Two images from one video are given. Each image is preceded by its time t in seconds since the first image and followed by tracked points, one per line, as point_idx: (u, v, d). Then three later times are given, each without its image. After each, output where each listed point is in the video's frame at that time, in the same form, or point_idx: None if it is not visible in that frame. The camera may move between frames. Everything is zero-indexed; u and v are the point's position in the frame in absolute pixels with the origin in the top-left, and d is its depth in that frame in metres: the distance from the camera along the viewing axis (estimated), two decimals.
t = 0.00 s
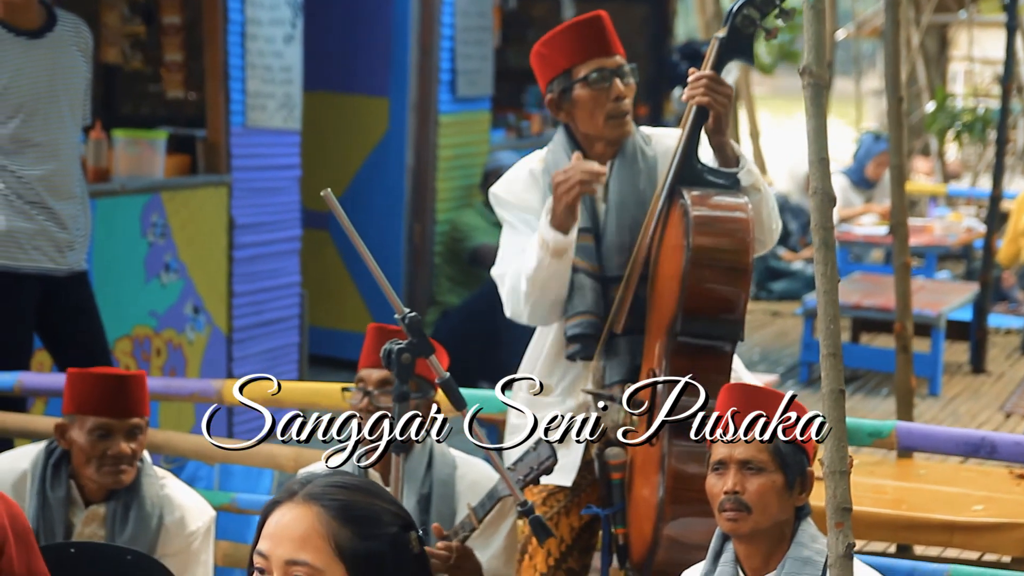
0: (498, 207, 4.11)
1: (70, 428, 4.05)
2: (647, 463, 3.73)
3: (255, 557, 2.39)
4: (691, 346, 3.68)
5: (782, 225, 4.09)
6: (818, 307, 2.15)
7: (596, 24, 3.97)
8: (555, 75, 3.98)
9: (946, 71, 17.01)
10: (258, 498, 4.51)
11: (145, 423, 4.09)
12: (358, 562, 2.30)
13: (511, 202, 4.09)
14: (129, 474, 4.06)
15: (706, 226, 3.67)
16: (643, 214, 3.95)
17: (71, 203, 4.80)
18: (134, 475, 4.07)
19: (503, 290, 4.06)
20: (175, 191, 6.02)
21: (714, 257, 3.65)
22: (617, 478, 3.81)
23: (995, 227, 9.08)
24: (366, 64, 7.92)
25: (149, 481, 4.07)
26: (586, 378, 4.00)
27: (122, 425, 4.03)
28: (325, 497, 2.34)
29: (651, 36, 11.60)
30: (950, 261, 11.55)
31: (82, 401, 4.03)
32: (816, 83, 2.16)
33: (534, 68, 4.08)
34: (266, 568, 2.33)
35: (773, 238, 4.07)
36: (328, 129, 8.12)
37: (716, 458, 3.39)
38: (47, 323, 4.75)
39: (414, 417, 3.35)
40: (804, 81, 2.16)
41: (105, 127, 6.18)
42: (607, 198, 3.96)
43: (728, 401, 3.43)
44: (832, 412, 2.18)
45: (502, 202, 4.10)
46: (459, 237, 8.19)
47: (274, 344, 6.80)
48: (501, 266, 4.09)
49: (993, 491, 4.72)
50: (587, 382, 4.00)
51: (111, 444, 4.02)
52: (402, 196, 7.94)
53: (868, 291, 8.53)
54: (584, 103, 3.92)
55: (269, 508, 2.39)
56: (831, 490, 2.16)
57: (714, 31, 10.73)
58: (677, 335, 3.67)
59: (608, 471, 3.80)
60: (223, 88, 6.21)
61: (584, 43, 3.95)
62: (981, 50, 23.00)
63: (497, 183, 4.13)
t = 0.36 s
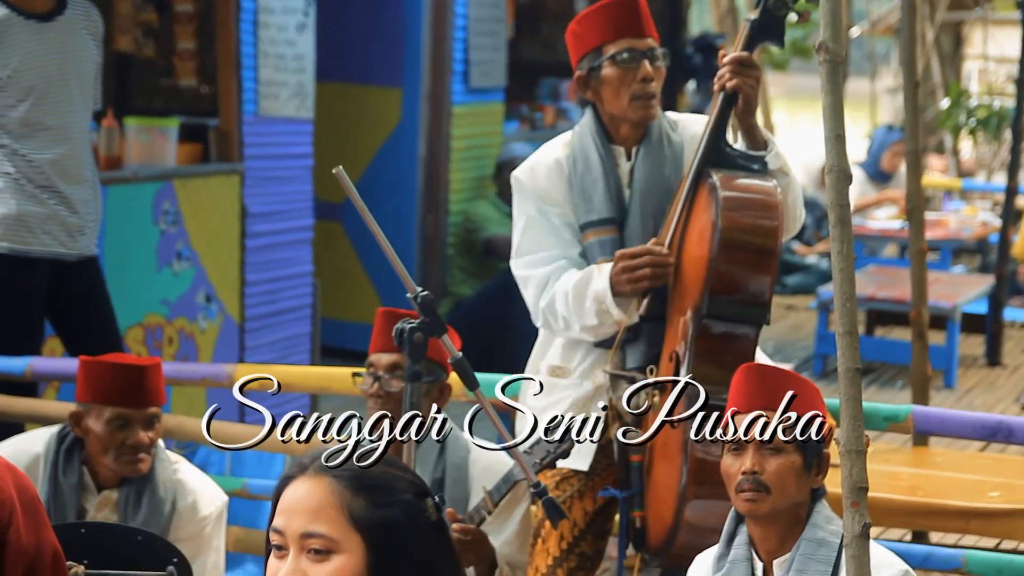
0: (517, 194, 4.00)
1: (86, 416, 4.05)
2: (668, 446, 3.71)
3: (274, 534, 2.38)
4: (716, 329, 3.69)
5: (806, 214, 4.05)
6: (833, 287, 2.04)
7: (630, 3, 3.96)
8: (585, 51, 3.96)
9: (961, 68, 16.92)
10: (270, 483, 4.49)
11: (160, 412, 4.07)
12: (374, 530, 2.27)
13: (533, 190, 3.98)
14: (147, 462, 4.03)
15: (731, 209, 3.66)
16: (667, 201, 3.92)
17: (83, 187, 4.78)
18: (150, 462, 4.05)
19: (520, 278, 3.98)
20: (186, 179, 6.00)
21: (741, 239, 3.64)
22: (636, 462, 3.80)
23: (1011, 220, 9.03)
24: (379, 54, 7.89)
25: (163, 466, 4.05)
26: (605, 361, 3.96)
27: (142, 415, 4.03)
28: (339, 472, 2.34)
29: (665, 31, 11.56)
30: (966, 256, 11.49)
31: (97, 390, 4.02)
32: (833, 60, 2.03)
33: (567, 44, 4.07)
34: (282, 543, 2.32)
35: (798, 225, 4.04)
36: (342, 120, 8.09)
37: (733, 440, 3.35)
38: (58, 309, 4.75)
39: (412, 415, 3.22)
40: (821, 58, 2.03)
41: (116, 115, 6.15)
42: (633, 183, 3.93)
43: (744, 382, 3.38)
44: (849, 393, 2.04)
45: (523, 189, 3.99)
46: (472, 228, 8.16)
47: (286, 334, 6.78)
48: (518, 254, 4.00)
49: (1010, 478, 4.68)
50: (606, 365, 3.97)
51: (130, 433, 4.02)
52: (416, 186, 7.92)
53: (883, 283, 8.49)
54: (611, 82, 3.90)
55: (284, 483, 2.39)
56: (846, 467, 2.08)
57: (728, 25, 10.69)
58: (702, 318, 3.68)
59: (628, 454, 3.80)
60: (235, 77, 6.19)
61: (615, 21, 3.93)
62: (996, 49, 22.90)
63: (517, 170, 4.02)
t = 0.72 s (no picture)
0: (532, 171, 3.95)
1: (99, 399, 4.00)
2: (686, 427, 3.72)
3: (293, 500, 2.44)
4: (736, 311, 3.66)
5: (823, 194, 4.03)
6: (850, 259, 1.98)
7: None
8: (598, 29, 3.91)
9: (976, 63, 16.86)
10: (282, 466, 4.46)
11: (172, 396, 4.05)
12: (392, 493, 2.31)
13: (547, 167, 3.94)
14: (161, 447, 3.99)
15: (754, 186, 3.63)
16: (683, 177, 3.91)
17: (94, 167, 4.76)
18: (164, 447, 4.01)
19: (533, 255, 3.93)
20: (198, 164, 5.98)
21: (765, 214, 3.61)
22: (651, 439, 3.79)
23: None
24: (391, 43, 7.86)
25: (175, 446, 4.03)
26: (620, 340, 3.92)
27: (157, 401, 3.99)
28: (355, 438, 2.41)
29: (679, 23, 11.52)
30: (981, 248, 11.44)
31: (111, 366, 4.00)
32: (849, 31, 1.94)
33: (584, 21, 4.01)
34: (299, 509, 2.36)
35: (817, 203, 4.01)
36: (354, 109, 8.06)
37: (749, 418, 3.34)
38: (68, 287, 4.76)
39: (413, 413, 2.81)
40: (837, 29, 1.94)
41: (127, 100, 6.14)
42: (649, 159, 3.92)
43: (759, 355, 3.38)
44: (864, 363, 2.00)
45: (537, 166, 3.94)
46: (485, 216, 8.14)
47: (298, 320, 6.76)
48: (532, 231, 3.95)
49: None
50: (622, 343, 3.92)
51: (145, 419, 3.97)
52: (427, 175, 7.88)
53: (898, 272, 8.45)
54: (622, 60, 3.86)
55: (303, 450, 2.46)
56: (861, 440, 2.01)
57: (742, 16, 10.65)
58: (722, 295, 3.64)
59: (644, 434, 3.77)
60: (247, 62, 6.17)
61: None
62: (1010, 45, 22.82)
63: (530, 147, 3.97)
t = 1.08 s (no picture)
0: (532, 150, 3.93)
1: (107, 377, 3.98)
2: (695, 406, 3.70)
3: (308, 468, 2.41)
4: (744, 292, 3.65)
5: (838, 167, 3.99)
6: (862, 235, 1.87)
7: None
8: (595, 6, 3.87)
9: (989, 59, 16.80)
10: (292, 450, 4.44)
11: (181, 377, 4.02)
12: (427, 478, 2.35)
13: (549, 144, 3.92)
14: (169, 425, 3.97)
15: (762, 166, 3.60)
16: (687, 152, 3.88)
17: (103, 152, 4.75)
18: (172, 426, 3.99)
19: (533, 233, 3.93)
20: (208, 153, 5.97)
21: (772, 193, 3.59)
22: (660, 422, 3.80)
23: None
24: (402, 34, 7.83)
25: (184, 429, 4.00)
26: (626, 318, 3.94)
27: (166, 378, 3.96)
28: (386, 415, 2.39)
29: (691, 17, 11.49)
30: (995, 242, 11.40)
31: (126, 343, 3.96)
32: None
33: None
34: (325, 482, 2.32)
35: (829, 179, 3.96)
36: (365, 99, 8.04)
37: (761, 396, 3.32)
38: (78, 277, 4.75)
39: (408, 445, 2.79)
40: None
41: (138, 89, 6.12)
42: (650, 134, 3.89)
43: (771, 333, 3.34)
44: (878, 340, 1.89)
45: (537, 144, 3.91)
46: (496, 207, 8.13)
47: (308, 310, 6.75)
48: (533, 210, 3.93)
49: None
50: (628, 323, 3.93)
51: (153, 398, 3.95)
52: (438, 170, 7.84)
53: (911, 264, 8.42)
54: (619, 37, 3.83)
55: (325, 421, 2.42)
56: (874, 419, 1.91)
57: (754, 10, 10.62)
58: (731, 276, 3.63)
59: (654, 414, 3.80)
60: (258, 50, 6.16)
61: None
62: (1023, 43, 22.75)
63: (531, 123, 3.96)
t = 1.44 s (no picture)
0: (539, 141, 3.90)
1: (115, 353, 3.94)
2: (703, 385, 3.67)
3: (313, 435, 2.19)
4: (751, 269, 3.62)
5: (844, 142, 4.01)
6: (873, 208, 1.82)
7: None
8: None
9: (1001, 54, 16.74)
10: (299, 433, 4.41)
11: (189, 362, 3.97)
12: (441, 451, 2.16)
13: (554, 134, 3.88)
14: (175, 405, 3.92)
15: (769, 142, 3.57)
16: (692, 132, 3.84)
17: (110, 133, 4.73)
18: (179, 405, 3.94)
19: (549, 226, 3.88)
20: (217, 138, 5.95)
21: (780, 168, 3.56)
22: (670, 401, 3.62)
23: None
24: (410, 23, 7.80)
25: (192, 407, 3.95)
26: (637, 301, 3.89)
27: (171, 357, 3.92)
28: (401, 382, 2.18)
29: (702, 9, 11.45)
30: (1007, 235, 11.35)
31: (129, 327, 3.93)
32: None
33: None
34: (336, 453, 2.12)
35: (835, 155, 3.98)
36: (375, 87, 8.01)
37: (776, 372, 3.28)
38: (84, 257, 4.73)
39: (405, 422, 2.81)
40: None
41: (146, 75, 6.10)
42: (656, 117, 3.84)
43: (783, 309, 3.32)
44: (888, 316, 1.81)
45: (543, 136, 3.89)
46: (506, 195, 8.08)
47: (316, 297, 6.74)
48: (546, 202, 3.89)
49: None
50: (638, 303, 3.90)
51: (160, 375, 3.90)
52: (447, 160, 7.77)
53: (923, 255, 8.37)
54: (619, 22, 3.78)
55: (336, 385, 2.19)
56: (885, 393, 1.84)
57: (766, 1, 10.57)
58: (738, 253, 3.60)
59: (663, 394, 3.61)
60: (266, 36, 6.14)
61: None
62: None
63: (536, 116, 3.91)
